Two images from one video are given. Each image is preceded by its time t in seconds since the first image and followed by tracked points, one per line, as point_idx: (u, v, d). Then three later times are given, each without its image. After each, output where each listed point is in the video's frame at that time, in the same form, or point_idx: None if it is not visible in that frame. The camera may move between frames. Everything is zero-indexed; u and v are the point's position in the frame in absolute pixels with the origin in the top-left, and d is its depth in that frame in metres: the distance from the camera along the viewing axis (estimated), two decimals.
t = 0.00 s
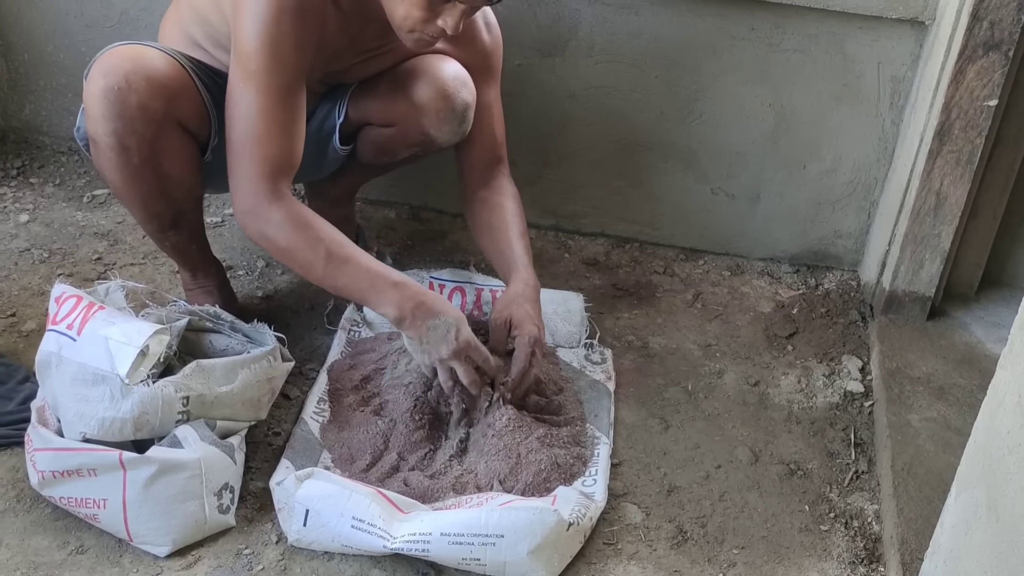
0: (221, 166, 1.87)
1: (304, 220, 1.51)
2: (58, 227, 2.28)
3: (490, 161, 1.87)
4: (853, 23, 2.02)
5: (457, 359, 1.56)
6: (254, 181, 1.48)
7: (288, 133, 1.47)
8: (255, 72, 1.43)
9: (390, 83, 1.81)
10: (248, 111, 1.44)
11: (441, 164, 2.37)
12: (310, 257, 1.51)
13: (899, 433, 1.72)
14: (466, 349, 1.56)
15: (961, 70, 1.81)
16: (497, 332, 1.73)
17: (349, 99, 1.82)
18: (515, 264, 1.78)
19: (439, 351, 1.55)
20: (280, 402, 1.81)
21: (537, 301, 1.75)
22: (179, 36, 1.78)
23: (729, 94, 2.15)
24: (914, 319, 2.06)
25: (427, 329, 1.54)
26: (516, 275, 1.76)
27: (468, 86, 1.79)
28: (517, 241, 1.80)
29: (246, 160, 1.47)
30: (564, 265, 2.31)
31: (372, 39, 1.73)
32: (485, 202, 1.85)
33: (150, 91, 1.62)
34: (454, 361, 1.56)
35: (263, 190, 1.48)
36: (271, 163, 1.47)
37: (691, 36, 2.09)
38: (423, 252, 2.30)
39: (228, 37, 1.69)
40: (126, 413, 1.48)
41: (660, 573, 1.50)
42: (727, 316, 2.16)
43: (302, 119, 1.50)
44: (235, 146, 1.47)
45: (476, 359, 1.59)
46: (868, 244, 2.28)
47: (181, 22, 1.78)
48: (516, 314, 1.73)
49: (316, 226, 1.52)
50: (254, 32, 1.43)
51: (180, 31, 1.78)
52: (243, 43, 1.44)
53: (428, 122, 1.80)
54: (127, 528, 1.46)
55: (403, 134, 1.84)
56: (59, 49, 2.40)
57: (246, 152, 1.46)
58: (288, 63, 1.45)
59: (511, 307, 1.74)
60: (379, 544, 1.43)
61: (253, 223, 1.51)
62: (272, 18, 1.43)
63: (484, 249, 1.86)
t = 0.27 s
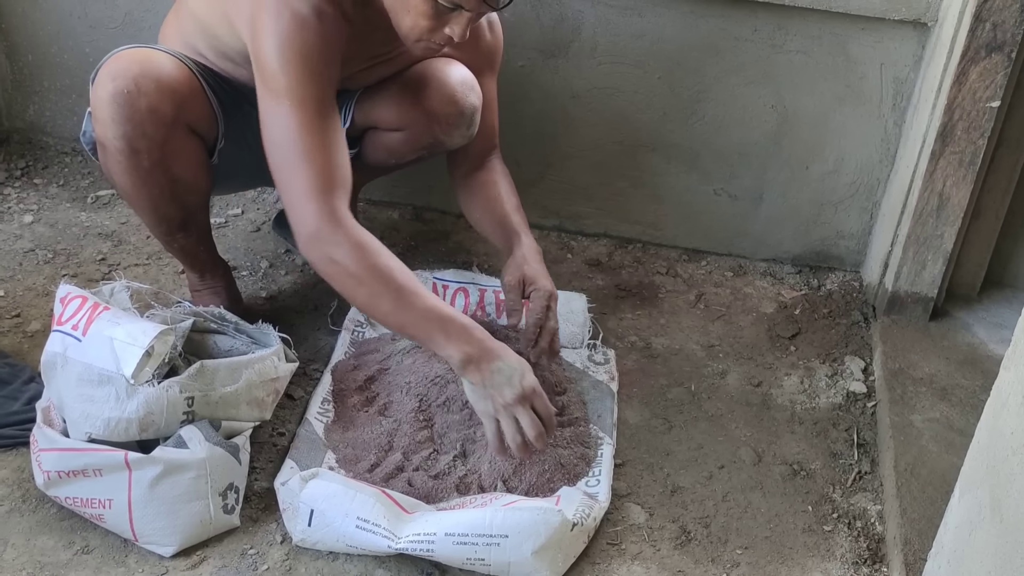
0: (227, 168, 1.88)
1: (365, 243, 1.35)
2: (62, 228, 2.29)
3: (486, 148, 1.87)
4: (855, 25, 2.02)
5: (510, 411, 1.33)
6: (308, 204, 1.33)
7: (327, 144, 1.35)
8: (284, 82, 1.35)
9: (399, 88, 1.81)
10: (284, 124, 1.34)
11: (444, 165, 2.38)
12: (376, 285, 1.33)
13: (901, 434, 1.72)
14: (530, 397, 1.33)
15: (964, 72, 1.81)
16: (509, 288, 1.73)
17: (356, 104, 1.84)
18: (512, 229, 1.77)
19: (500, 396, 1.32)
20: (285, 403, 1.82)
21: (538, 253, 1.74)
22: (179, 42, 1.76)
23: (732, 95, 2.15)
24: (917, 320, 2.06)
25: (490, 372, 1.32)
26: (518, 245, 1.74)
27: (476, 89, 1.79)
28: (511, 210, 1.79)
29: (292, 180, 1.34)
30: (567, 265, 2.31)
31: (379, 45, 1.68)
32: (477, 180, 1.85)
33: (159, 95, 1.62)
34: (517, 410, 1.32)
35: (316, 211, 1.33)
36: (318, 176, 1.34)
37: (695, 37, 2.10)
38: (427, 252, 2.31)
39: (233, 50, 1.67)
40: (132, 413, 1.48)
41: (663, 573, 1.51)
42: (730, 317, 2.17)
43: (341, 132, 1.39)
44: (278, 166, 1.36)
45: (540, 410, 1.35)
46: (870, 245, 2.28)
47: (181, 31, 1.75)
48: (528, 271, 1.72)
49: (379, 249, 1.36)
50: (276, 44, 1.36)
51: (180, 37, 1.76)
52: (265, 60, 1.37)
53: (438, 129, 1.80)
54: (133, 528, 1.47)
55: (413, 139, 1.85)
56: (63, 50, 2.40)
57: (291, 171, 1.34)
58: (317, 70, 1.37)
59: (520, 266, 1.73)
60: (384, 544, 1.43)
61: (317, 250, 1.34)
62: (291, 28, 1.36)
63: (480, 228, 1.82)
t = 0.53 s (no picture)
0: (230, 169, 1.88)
1: (424, 255, 1.39)
2: (65, 226, 2.29)
3: (492, 147, 1.86)
4: (858, 25, 2.03)
5: (547, 440, 1.50)
6: (368, 221, 1.36)
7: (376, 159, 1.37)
8: (322, 98, 1.34)
9: (407, 85, 1.82)
10: (331, 144, 1.34)
11: (447, 165, 2.38)
12: (438, 298, 1.39)
13: (903, 434, 1.73)
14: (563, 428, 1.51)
15: (966, 72, 1.82)
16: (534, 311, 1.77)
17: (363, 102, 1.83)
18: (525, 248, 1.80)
19: (540, 425, 1.49)
20: (288, 401, 1.82)
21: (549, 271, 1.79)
22: (178, 47, 1.75)
23: (734, 96, 2.16)
24: (919, 320, 2.07)
25: (529, 403, 1.48)
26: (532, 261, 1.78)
27: (481, 83, 1.81)
28: (523, 228, 1.81)
29: (345, 199, 1.36)
30: (569, 265, 2.32)
31: (387, 47, 1.66)
32: (485, 184, 1.84)
33: (162, 96, 1.63)
34: (554, 438, 1.50)
35: (376, 228, 1.36)
36: (372, 193, 1.36)
37: (698, 37, 2.10)
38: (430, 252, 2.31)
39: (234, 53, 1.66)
40: (136, 412, 1.49)
41: (665, 572, 1.51)
42: (732, 317, 2.17)
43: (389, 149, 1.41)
44: (327, 183, 1.36)
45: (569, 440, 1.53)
46: (872, 245, 2.29)
47: (180, 36, 1.75)
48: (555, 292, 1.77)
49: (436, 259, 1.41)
50: (306, 60, 1.34)
51: (179, 43, 1.75)
52: (300, 81, 1.35)
53: (446, 125, 1.80)
54: (137, 526, 1.47)
55: (421, 135, 1.86)
56: (67, 49, 2.41)
57: (343, 191, 1.35)
58: (354, 83, 1.36)
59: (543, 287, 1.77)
60: (387, 542, 1.43)
61: (381, 263, 1.38)
62: (320, 44, 1.34)
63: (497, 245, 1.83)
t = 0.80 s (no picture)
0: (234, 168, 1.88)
1: (356, 238, 1.39)
2: (66, 225, 2.29)
3: (494, 148, 1.87)
4: (860, 25, 2.03)
5: (504, 386, 1.51)
6: (300, 201, 1.35)
7: (331, 143, 1.36)
8: (297, 80, 1.33)
9: (409, 84, 1.80)
10: (292, 122, 1.33)
11: (449, 165, 2.38)
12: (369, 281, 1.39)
13: (904, 434, 1.73)
14: (522, 373, 1.51)
15: (968, 73, 1.82)
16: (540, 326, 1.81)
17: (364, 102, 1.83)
18: (531, 261, 1.83)
19: (494, 374, 1.49)
20: (289, 400, 1.83)
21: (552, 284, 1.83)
22: (179, 45, 1.73)
23: (735, 96, 2.16)
24: (920, 321, 2.07)
25: (491, 349, 1.47)
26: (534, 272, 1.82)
27: (484, 82, 1.80)
28: (528, 238, 1.84)
29: (287, 176, 1.35)
30: (570, 265, 2.32)
31: (389, 43, 1.67)
32: (488, 192, 1.85)
33: (177, 104, 1.63)
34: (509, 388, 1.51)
35: (310, 207, 1.36)
36: (316, 174, 1.35)
37: (699, 37, 2.10)
38: (431, 251, 2.31)
39: (241, 51, 1.64)
40: (137, 410, 1.49)
41: (666, 572, 1.51)
42: (733, 317, 2.17)
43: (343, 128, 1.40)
44: (275, 158, 1.35)
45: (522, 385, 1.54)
46: (873, 246, 2.29)
47: (182, 33, 1.73)
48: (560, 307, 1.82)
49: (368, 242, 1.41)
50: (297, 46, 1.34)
51: (180, 40, 1.73)
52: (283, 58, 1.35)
53: (449, 123, 1.80)
54: (138, 524, 1.47)
55: (423, 134, 1.85)
56: (69, 47, 2.41)
57: (288, 168, 1.34)
58: (332, 71, 1.36)
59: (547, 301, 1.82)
60: (388, 541, 1.44)
61: (307, 243, 1.37)
62: (312, 27, 1.34)
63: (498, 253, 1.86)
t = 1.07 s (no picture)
0: (233, 169, 1.88)
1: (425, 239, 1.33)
2: (66, 224, 2.29)
3: (492, 150, 1.85)
4: (860, 26, 2.03)
5: (572, 410, 1.38)
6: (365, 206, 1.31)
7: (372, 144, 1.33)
8: (319, 84, 1.31)
9: (406, 84, 1.82)
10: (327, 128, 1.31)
11: (448, 165, 2.38)
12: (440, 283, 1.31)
13: (903, 435, 1.73)
14: (589, 397, 1.39)
15: (968, 74, 1.82)
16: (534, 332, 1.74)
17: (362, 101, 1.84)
18: (526, 265, 1.77)
19: (561, 394, 1.38)
20: (288, 400, 1.82)
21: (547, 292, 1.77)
22: (177, 46, 1.74)
23: (735, 96, 2.16)
24: (919, 322, 2.07)
25: (552, 372, 1.37)
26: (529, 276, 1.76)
27: (480, 81, 1.81)
28: (524, 243, 1.79)
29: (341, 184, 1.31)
30: (570, 265, 2.32)
31: (384, 43, 1.66)
32: (486, 194, 1.82)
33: (166, 98, 1.63)
34: (579, 409, 1.38)
35: (373, 212, 1.31)
36: (369, 176, 1.31)
37: (699, 38, 2.10)
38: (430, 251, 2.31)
39: (235, 52, 1.65)
40: (136, 410, 1.49)
41: (665, 572, 1.51)
42: (732, 317, 2.17)
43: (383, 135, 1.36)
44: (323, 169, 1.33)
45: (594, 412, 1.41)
46: (873, 247, 2.29)
47: (179, 34, 1.74)
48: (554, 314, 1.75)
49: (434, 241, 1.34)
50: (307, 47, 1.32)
51: (178, 43, 1.74)
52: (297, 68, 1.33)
53: (444, 122, 1.80)
54: (137, 524, 1.47)
55: (421, 133, 1.86)
56: (68, 47, 2.41)
57: (341, 176, 1.31)
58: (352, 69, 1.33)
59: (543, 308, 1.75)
60: (387, 541, 1.43)
61: (376, 250, 1.32)
62: (319, 31, 1.32)
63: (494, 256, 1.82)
